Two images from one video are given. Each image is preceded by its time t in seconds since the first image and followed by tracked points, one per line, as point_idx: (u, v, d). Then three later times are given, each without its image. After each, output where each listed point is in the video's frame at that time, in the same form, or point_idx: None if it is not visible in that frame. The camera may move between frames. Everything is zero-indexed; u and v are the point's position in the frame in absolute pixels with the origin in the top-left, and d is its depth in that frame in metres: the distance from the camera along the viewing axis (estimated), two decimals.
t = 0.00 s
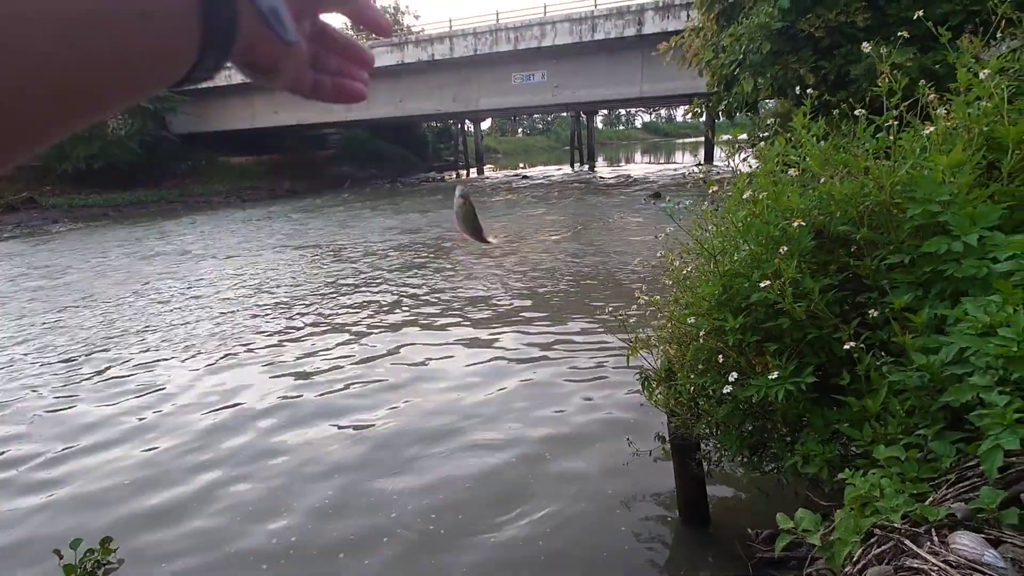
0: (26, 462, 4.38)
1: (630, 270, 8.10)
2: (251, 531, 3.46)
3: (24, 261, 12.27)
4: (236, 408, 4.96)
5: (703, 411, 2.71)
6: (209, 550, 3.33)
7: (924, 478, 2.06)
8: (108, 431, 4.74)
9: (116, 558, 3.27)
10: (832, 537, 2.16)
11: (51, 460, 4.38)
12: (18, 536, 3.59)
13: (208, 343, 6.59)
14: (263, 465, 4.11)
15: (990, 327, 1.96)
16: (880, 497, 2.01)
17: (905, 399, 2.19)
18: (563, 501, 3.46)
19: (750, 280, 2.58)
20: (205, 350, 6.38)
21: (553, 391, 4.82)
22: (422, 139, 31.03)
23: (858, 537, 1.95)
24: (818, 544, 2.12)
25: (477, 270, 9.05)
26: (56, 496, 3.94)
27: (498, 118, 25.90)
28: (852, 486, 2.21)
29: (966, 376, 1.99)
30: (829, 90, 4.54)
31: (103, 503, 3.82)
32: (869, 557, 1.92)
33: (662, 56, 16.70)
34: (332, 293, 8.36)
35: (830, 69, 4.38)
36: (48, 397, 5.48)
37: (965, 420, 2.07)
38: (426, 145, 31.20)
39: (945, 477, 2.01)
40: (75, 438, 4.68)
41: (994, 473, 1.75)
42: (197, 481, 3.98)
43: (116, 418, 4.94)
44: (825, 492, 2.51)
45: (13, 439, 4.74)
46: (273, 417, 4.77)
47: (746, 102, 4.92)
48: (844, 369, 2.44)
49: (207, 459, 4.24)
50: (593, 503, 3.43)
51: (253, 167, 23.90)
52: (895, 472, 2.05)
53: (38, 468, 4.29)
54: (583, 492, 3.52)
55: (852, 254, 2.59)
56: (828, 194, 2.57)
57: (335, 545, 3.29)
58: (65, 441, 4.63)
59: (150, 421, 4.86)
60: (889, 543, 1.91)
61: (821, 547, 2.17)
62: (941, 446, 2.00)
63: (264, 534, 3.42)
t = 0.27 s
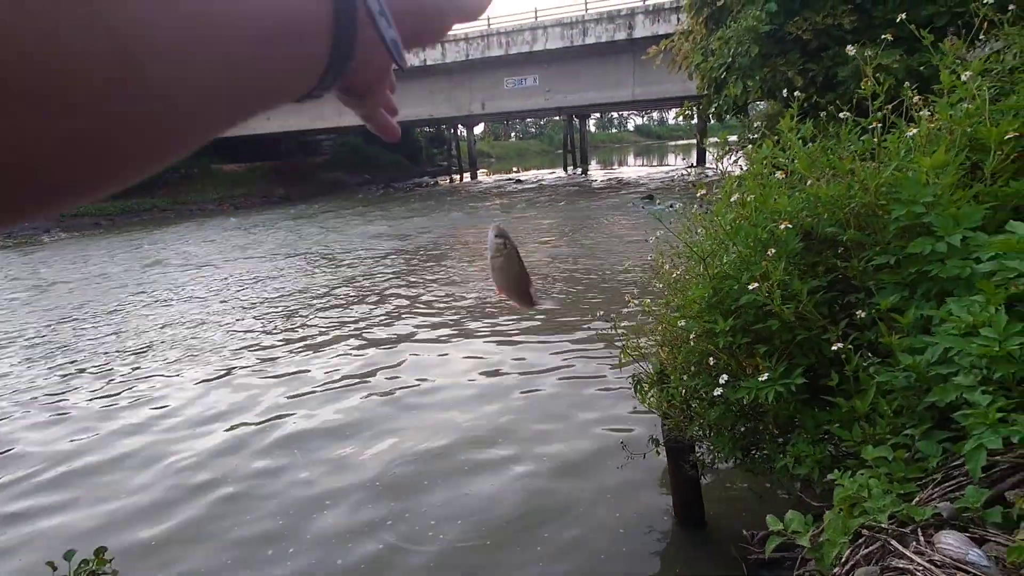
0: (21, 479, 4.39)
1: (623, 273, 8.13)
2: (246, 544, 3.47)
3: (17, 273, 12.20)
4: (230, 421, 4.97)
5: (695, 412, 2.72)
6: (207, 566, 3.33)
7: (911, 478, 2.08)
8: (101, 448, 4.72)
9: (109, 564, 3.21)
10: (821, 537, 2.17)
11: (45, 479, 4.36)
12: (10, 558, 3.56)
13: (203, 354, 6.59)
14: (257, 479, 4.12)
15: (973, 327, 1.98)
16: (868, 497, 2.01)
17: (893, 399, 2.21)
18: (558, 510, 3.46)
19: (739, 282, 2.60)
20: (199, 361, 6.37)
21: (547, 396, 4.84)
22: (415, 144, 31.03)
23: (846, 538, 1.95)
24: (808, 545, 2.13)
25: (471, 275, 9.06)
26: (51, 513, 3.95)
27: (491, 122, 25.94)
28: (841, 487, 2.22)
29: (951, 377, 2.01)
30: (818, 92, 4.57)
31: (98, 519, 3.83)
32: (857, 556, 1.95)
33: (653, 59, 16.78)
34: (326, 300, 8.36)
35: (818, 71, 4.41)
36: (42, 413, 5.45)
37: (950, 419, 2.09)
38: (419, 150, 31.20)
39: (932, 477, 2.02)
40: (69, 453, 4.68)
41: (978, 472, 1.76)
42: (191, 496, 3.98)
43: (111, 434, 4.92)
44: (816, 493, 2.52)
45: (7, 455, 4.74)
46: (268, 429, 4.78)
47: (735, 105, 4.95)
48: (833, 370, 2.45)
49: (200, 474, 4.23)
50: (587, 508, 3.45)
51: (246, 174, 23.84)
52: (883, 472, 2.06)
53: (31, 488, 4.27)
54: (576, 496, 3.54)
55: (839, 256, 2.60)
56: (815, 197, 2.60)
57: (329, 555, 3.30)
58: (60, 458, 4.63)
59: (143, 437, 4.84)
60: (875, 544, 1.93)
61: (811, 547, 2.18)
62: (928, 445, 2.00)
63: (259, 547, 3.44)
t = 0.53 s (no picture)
0: (18, 497, 4.40)
1: (617, 275, 8.16)
2: (243, 560, 3.50)
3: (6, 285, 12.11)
4: (221, 436, 4.96)
5: (688, 415, 2.74)
6: None
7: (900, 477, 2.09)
8: (89, 469, 4.68)
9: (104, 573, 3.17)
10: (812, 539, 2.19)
11: (32, 502, 4.31)
12: None
13: (197, 365, 6.59)
14: (251, 494, 4.13)
15: (959, 327, 2.00)
16: (858, 497, 2.02)
17: (882, 399, 2.22)
18: (551, 518, 3.49)
19: (729, 284, 2.61)
20: (194, 373, 6.38)
21: (541, 402, 4.87)
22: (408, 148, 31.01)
23: (837, 540, 1.96)
24: (798, 547, 2.14)
25: (465, 279, 9.07)
26: (48, 531, 3.97)
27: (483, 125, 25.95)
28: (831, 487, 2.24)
29: (939, 376, 2.01)
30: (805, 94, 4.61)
31: (95, 538, 3.85)
32: (847, 558, 1.95)
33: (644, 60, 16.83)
34: (320, 306, 8.35)
35: (805, 73, 4.45)
36: (34, 430, 5.42)
37: (938, 419, 2.10)
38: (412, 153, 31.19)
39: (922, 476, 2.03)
40: (65, 470, 4.70)
41: (965, 472, 1.78)
42: (185, 515, 3.98)
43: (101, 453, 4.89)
44: (807, 495, 2.54)
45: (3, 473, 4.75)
46: (264, 441, 4.81)
47: (725, 107, 4.99)
48: (823, 371, 2.47)
49: (191, 492, 4.22)
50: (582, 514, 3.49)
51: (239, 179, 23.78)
52: (873, 473, 2.06)
53: (17, 512, 4.21)
54: (571, 503, 3.59)
55: (828, 257, 2.62)
56: (803, 199, 2.61)
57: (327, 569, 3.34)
58: (55, 475, 4.64)
59: (135, 453, 4.83)
60: (865, 546, 1.94)
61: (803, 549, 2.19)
62: (917, 445, 2.01)
63: (257, 563, 3.47)
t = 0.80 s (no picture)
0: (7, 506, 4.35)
1: (611, 279, 8.18)
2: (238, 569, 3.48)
3: None
4: (207, 447, 4.91)
5: (684, 416, 2.75)
6: None
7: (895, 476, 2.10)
8: (80, 478, 4.64)
9: None
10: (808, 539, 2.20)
11: (22, 512, 4.27)
12: None
13: (190, 374, 6.55)
14: (245, 503, 4.10)
15: (950, 326, 2.02)
16: (853, 497, 2.03)
17: (875, 399, 2.23)
18: (548, 523, 3.48)
19: (723, 286, 2.62)
20: (187, 382, 6.34)
21: (536, 407, 4.87)
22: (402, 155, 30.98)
23: (833, 538, 1.97)
24: (795, 546, 2.15)
25: (459, 285, 9.07)
26: (38, 540, 3.93)
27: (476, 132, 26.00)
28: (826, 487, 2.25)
29: (931, 375, 2.03)
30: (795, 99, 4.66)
31: (86, 547, 3.81)
32: (844, 556, 1.96)
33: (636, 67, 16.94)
34: (314, 314, 8.34)
35: (795, 78, 4.50)
36: (24, 440, 5.37)
37: (931, 417, 2.12)
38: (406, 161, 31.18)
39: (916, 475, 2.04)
40: (56, 479, 4.65)
41: (959, 468, 1.79)
42: (178, 523, 3.95)
43: (85, 463, 4.82)
44: (804, 495, 2.55)
45: None
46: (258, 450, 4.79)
47: (716, 111, 5.03)
48: (816, 372, 2.48)
49: (184, 501, 4.19)
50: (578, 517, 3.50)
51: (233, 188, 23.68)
52: (867, 472, 2.08)
53: (7, 521, 4.17)
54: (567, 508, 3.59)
55: (820, 259, 2.64)
56: (795, 201, 2.64)
57: None
58: (46, 484, 4.59)
59: (127, 462, 4.79)
60: (862, 544, 1.94)
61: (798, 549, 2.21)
62: (910, 444, 2.02)
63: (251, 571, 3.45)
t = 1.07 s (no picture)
0: None
1: (605, 283, 8.21)
2: None
3: None
4: (216, 461, 4.85)
5: (677, 420, 2.76)
6: None
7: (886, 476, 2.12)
8: (72, 495, 4.62)
9: None
10: (801, 540, 2.21)
11: (14, 533, 4.24)
12: None
13: (183, 387, 6.53)
14: (239, 515, 4.09)
15: (939, 328, 2.04)
16: (844, 499, 2.05)
17: (865, 401, 2.24)
18: (543, 528, 3.49)
19: (715, 290, 2.63)
20: (179, 396, 6.32)
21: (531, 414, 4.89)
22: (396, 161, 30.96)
23: (825, 539, 2.00)
24: (788, 549, 2.17)
25: (453, 291, 9.08)
26: (31, 558, 3.91)
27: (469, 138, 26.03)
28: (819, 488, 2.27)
29: (921, 377, 2.04)
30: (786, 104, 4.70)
31: (79, 562, 3.79)
32: (836, 556, 1.97)
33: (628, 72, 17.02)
34: (307, 323, 8.33)
35: (785, 84, 4.55)
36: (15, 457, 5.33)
37: (921, 418, 2.13)
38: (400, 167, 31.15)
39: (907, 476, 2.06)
40: (47, 497, 4.63)
41: (948, 469, 1.81)
42: (171, 537, 3.94)
43: (92, 480, 4.80)
44: (796, 497, 2.56)
45: None
46: (252, 462, 4.78)
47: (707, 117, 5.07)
48: (808, 374, 2.49)
49: (178, 515, 4.18)
50: (574, 522, 3.51)
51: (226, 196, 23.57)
52: (858, 473, 2.10)
53: None
54: (563, 512, 3.60)
55: (810, 262, 2.66)
56: (785, 205, 2.66)
57: None
58: (38, 502, 4.57)
59: (120, 478, 4.78)
60: (853, 545, 1.95)
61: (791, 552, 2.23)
62: (901, 445, 2.04)
63: None
